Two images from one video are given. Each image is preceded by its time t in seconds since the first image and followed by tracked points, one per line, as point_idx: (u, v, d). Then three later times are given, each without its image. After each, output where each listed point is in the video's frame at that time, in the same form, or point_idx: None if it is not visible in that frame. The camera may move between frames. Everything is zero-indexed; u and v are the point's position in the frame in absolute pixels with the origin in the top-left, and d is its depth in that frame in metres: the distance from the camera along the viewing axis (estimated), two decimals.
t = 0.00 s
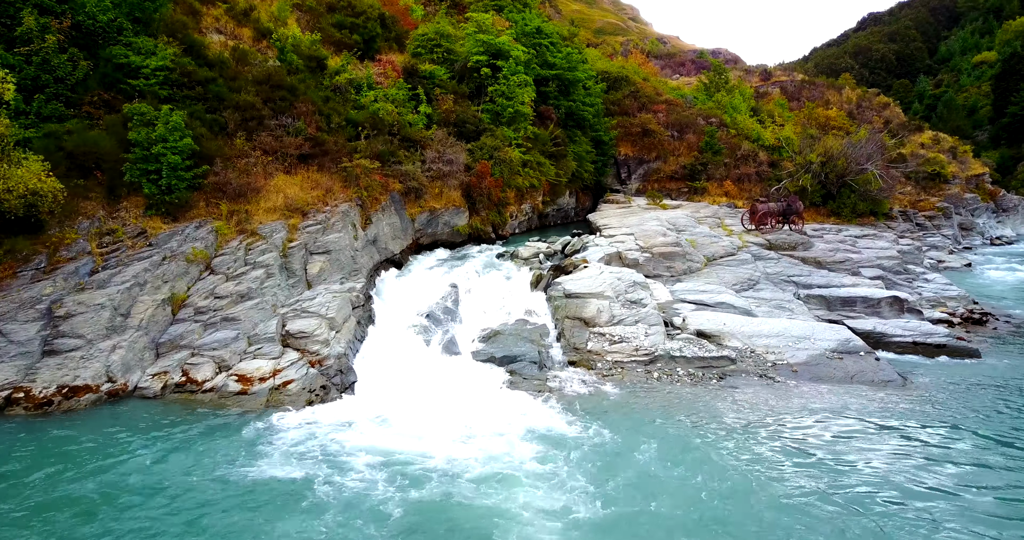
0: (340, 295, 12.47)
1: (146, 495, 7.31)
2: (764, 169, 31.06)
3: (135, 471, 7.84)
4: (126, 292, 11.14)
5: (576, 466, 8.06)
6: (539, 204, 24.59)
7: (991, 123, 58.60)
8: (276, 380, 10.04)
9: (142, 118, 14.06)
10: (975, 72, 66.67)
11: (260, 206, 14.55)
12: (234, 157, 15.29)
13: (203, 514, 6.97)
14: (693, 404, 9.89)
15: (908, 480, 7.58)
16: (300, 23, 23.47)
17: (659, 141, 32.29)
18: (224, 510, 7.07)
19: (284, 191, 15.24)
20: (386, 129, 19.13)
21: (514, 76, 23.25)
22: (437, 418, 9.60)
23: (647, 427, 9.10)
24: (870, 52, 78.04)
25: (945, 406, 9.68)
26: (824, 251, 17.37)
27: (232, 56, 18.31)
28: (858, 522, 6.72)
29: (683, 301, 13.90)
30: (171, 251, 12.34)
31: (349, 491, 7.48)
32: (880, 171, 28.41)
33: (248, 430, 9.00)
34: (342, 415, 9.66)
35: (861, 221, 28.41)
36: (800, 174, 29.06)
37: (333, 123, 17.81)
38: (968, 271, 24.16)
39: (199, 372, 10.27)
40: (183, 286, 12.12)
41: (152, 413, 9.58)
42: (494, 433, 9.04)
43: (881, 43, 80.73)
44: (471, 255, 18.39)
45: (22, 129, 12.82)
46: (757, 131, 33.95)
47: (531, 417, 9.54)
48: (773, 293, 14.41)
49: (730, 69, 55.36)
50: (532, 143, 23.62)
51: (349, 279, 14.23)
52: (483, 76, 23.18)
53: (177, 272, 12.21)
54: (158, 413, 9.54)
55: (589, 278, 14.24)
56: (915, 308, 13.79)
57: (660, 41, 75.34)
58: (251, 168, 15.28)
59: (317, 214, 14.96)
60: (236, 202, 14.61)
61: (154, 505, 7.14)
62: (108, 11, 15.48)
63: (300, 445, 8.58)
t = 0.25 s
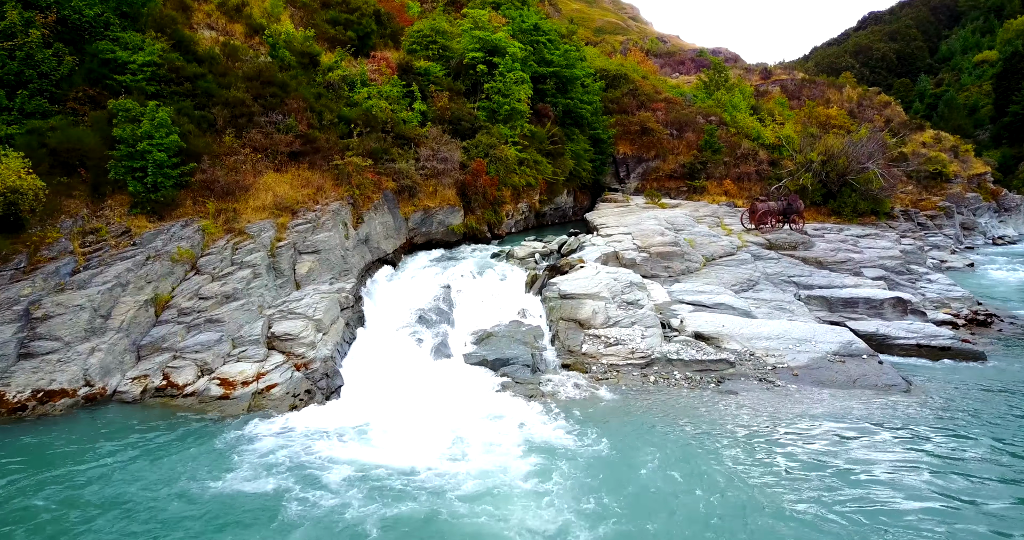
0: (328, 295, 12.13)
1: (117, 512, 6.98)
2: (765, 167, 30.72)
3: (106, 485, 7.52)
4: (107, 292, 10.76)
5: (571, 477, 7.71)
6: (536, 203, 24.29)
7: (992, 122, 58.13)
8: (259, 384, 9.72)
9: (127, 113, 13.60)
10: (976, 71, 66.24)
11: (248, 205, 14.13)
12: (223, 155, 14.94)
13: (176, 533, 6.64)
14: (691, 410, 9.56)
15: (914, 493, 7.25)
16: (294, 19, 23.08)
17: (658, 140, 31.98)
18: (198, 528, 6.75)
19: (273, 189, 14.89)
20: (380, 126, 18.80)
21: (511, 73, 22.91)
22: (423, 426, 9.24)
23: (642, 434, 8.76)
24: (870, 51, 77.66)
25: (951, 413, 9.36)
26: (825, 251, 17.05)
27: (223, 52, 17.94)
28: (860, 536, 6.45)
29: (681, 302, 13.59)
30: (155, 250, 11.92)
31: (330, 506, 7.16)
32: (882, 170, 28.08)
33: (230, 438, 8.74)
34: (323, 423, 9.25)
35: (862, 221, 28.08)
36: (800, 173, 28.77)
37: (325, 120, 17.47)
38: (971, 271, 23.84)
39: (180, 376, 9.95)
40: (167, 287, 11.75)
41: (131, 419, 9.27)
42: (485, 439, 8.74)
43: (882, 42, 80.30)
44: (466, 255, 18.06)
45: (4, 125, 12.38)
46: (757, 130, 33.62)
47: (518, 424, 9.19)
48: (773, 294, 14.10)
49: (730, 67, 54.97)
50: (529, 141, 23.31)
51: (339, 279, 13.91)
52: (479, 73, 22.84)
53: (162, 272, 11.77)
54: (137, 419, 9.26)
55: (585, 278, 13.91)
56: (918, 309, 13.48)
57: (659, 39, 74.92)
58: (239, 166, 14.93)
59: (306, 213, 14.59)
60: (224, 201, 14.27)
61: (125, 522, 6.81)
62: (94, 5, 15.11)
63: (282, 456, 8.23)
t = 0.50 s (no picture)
0: (316, 297, 11.83)
1: (86, 528, 6.64)
2: (765, 166, 30.40)
3: (75, 500, 7.18)
4: (89, 294, 10.37)
5: (562, 494, 7.36)
6: (533, 203, 23.99)
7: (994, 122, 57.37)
8: (242, 389, 9.42)
9: (112, 110, 13.18)
10: (977, 70, 65.84)
11: (237, 204, 13.72)
12: (211, 153, 14.58)
13: None
14: (688, 416, 9.25)
15: (922, 505, 6.94)
16: (288, 15, 22.71)
17: (657, 139, 31.69)
18: None
19: (262, 188, 14.54)
20: (374, 124, 18.49)
21: (507, 70, 22.60)
22: (412, 437, 8.83)
23: (638, 443, 8.46)
24: (871, 50, 77.38)
25: (957, 419, 9.06)
26: (826, 251, 16.73)
27: (213, 48, 17.59)
28: None
29: (679, 303, 13.29)
30: (140, 250, 11.46)
31: (310, 525, 6.82)
32: (884, 169, 27.75)
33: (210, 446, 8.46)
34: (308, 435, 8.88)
35: (864, 220, 27.73)
36: (800, 172, 28.43)
37: (318, 118, 17.13)
38: (974, 272, 23.51)
39: (160, 381, 9.62)
40: (151, 288, 11.36)
41: (109, 427, 8.94)
42: (476, 453, 8.32)
43: (883, 41, 79.89)
44: (460, 255, 17.76)
45: None
46: (757, 128, 33.31)
47: (511, 435, 8.79)
48: (773, 295, 13.79)
49: (730, 66, 54.59)
50: (526, 139, 23.01)
51: (329, 280, 13.61)
52: (475, 70, 22.51)
53: (146, 273, 11.37)
54: (117, 426, 8.97)
55: (581, 279, 13.61)
56: (922, 311, 13.16)
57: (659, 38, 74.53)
58: (228, 164, 14.58)
59: (296, 212, 14.26)
60: (213, 199, 13.91)
61: (95, 539, 6.49)
62: None
63: (262, 469, 7.90)
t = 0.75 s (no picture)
0: (304, 298, 11.52)
1: None
2: (765, 166, 30.08)
3: (36, 513, 6.86)
4: (69, 296, 10.04)
5: (557, 512, 6.96)
6: (531, 202, 23.70)
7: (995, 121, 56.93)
8: (225, 395, 9.13)
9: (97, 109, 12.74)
10: (978, 69, 65.53)
11: (225, 204, 13.40)
12: (200, 151, 14.23)
13: None
14: (687, 423, 8.95)
15: (930, 517, 6.64)
16: (282, 12, 22.33)
17: (657, 138, 31.41)
18: None
19: (252, 186, 14.18)
20: (368, 122, 18.19)
21: (504, 68, 22.29)
22: (402, 449, 8.42)
23: (635, 452, 8.13)
24: (871, 49, 77.07)
25: (966, 426, 8.76)
26: (828, 251, 16.43)
27: (204, 44, 17.25)
28: None
29: (677, 305, 12.99)
30: (124, 250, 11.16)
31: None
32: (885, 169, 27.43)
33: (186, 456, 8.14)
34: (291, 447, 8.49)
35: (866, 220, 27.37)
36: (801, 171, 28.10)
37: (310, 116, 16.82)
38: (978, 272, 23.20)
39: (142, 386, 9.32)
40: (136, 289, 11.01)
41: (87, 435, 8.63)
42: (467, 467, 7.90)
43: (884, 40, 79.51)
44: (455, 255, 17.45)
45: None
46: (758, 127, 33.01)
47: (506, 449, 8.36)
48: (774, 297, 13.49)
49: (731, 65, 54.25)
50: (523, 138, 22.72)
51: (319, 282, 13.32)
52: (472, 68, 22.20)
53: (131, 274, 11.07)
54: (95, 433, 8.67)
55: (577, 280, 13.29)
56: (928, 313, 12.84)
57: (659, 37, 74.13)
58: (217, 163, 14.21)
59: (287, 211, 13.94)
60: (201, 198, 13.47)
61: None
62: None
63: (240, 482, 7.54)
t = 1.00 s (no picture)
0: (293, 301, 11.22)
1: None
2: (766, 165, 29.77)
3: None
4: (50, 297, 9.70)
5: (557, 534, 6.52)
6: (528, 202, 23.41)
7: (997, 120, 56.39)
8: (209, 401, 8.85)
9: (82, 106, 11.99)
10: (979, 68, 65.18)
11: (214, 203, 13.04)
12: (189, 150, 13.86)
13: None
14: (685, 430, 8.67)
15: (940, 530, 6.35)
16: (275, 8, 21.97)
17: (656, 137, 31.10)
18: None
19: (242, 185, 13.80)
20: (362, 120, 17.88)
21: (501, 66, 21.97)
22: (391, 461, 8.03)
23: (631, 462, 7.85)
24: (872, 49, 76.74)
25: (974, 433, 8.46)
26: (830, 252, 16.14)
27: (195, 41, 16.90)
28: None
29: (676, 307, 12.70)
30: (109, 251, 10.82)
31: None
32: (887, 168, 27.09)
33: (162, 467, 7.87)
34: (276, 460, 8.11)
35: (868, 220, 27.05)
36: (802, 170, 27.78)
37: (303, 113, 16.50)
38: (981, 273, 22.90)
39: (122, 391, 9.01)
40: (120, 291, 10.67)
41: (64, 443, 8.35)
42: (459, 484, 7.47)
43: (884, 40, 79.13)
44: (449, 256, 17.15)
45: None
46: (758, 126, 32.69)
47: (501, 463, 7.94)
48: (775, 299, 13.20)
49: (731, 64, 53.94)
50: (520, 137, 22.43)
51: (309, 283, 13.05)
52: (468, 65, 21.90)
53: (116, 275, 10.75)
54: (72, 441, 8.39)
55: (574, 282, 12.99)
56: (932, 316, 12.55)
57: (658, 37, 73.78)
58: (207, 161, 13.79)
59: (278, 211, 13.62)
60: (189, 198, 12.97)
61: None
62: None
63: (219, 503, 7.13)
